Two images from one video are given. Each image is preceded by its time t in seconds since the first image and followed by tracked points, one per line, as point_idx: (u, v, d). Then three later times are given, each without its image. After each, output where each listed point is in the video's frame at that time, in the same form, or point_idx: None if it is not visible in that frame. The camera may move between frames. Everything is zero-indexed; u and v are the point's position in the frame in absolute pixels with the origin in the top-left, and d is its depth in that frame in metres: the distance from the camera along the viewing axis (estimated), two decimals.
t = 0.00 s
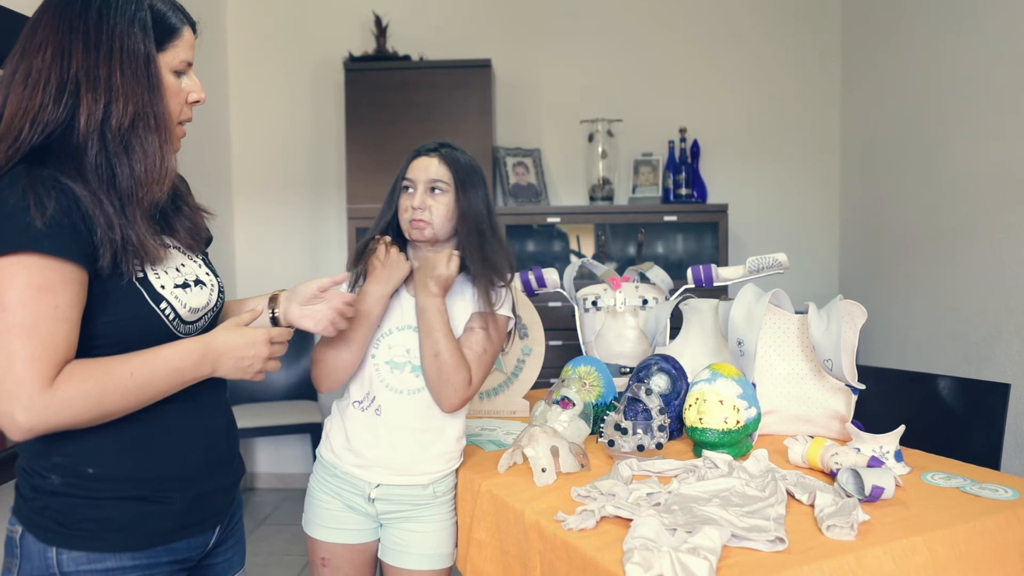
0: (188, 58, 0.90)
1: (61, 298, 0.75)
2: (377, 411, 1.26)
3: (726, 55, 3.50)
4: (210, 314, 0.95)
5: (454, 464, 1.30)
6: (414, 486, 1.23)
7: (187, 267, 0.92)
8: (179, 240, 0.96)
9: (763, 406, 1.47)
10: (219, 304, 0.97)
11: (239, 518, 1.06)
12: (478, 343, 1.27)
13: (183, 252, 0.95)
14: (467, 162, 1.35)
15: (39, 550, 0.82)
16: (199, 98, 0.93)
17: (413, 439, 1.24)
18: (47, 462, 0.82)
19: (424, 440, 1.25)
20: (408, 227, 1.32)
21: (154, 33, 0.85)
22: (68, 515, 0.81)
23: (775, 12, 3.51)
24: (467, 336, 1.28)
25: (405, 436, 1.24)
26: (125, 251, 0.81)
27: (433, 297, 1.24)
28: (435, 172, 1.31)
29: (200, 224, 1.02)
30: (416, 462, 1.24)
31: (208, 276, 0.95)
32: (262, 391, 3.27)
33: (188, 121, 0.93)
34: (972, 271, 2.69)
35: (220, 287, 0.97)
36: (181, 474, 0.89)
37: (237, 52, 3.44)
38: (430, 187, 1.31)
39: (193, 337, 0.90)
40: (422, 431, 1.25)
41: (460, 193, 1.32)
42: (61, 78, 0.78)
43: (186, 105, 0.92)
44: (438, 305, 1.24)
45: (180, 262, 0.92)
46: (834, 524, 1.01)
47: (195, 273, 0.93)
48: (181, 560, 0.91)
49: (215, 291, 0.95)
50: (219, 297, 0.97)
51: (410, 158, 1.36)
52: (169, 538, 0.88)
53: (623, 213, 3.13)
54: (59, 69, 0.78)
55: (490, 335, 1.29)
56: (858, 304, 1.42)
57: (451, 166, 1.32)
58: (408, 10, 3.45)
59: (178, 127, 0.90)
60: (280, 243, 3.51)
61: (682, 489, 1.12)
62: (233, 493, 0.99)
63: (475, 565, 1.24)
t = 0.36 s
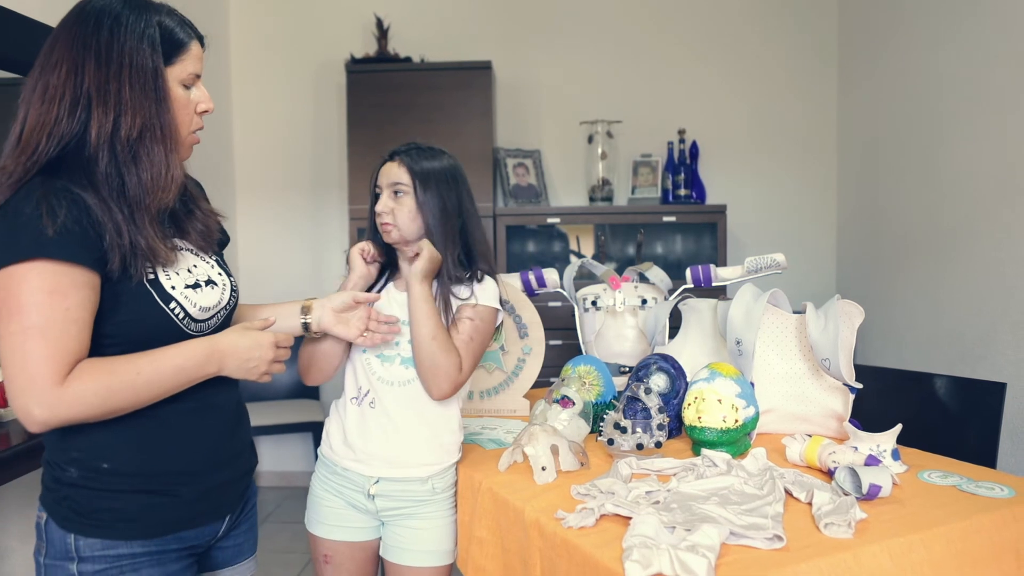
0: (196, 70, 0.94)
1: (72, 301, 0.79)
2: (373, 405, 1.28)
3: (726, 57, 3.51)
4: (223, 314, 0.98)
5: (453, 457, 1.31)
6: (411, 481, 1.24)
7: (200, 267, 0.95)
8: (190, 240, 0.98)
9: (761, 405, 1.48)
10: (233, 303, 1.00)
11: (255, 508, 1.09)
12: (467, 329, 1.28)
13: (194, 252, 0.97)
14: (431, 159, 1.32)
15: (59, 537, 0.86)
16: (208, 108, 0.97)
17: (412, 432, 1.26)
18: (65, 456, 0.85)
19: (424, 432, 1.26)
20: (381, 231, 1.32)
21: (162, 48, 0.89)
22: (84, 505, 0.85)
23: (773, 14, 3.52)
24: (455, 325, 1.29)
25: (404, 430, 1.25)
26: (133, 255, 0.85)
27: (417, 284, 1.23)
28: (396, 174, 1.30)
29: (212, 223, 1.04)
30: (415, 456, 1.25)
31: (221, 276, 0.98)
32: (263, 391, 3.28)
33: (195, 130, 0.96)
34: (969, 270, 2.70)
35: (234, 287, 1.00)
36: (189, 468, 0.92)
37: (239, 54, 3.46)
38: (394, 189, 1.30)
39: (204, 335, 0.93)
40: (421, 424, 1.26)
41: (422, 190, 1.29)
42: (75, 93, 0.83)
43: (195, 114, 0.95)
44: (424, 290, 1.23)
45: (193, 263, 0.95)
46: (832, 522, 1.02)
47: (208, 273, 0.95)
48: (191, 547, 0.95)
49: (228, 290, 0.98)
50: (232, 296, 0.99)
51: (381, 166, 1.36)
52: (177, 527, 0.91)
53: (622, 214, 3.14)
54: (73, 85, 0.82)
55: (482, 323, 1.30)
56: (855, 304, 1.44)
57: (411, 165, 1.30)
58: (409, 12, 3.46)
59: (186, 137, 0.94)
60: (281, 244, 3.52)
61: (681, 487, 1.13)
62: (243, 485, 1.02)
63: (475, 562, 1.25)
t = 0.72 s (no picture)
0: (209, 78, 0.95)
1: (81, 298, 0.80)
2: (365, 401, 1.30)
3: (725, 58, 3.52)
4: (232, 315, 0.99)
5: (448, 453, 1.32)
6: (403, 476, 1.25)
7: (210, 267, 0.96)
8: (201, 240, 0.99)
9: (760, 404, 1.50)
10: (243, 304, 1.01)
11: (259, 502, 1.10)
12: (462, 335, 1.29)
13: (205, 252, 0.98)
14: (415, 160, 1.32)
15: (63, 523, 0.89)
16: (221, 114, 0.98)
17: (404, 427, 1.27)
18: (72, 446, 0.88)
19: (415, 427, 1.27)
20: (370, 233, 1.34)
21: (176, 55, 0.90)
22: (87, 494, 0.87)
23: (772, 15, 3.53)
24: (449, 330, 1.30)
25: (396, 424, 1.27)
26: (143, 256, 0.86)
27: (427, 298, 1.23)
28: (379, 176, 1.31)
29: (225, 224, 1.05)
30: (405, 450, 1.26)
31: (231, 278, 0.99)
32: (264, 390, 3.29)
33: (208, 135, 0.97)
34: (967, 270, 2.71)
35: (243, 288, 1.01)
36: (189, 462, 0.93)
37: (240, 56, 3.46)
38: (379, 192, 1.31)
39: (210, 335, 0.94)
40: (413, 419, 1.27)
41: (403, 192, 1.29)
42: (92, 99, 0.85)
43: (208, 121, 0.97)
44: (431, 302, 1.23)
45: (203, 264, 0.96)
46: (830, 520, 1.03)
47: (217, 274, 0.97)
48: (190, 540, 0.96)
49: (236, 292, 0.99)
50: (241, 297, 1.00)
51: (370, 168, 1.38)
52: (176, 520, 0.93)
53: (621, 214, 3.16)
54: (91, 91, 0.85)
55: (476, 326, 1.31)
56: (852, 304, 1.45)
57: (393, 167, 1.30)
58: (409, 13, 3.47)
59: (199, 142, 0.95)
60: (282, 244, 3.53)
61: (680, 486, 1.14)
62: (245, 481, 1.03)
63: (475, 559, 1.26)
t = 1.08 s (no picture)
0: (210, 75, 0.94)
1: (80, 287, 0.81)
2: (360, 401, 1.31)
3: (724, 58, 3.53)
4: (231, 317, 0.99)
5: (447, 451, 1.32)
6: (400, 475, 1.26)
7: (211, 267, 0.97)
8: (205, 240, 0.99)
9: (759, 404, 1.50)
10: (244, 306, 1.02)
11: (255, 501, 1.10)
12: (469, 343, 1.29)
13: (206, 252, 0.98)
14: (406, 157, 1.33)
15: (56, 520, 0.90)
16: (224, 111, 0.98)
17: (400, 425, 1.27)
18: (67, 441, 0.89)
19: (411, 425, 1.27)
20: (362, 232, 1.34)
21: (172, 53, 0.90)
22: (80, 491, 0.88)
23: (771, 16, 3.54)
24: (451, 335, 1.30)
25: (394, 423, 1.27)
26: (140, 248, 0.87)
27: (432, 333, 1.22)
28: (371, 176, 1.31)
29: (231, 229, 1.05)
30: (403, 449, 1.26)
31: (232, 279, 1.00)
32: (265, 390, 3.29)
33: (211, 133, 0.97)
34: (966, 270, 2.72)
35: (245, 289, 1.01)
36: (182, 460, 0.94)
37: (241, 56, 3.47)
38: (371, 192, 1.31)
39: (207, 332, 0.94)
40: (410, 417, 1.28)
41: (395, 189, 1.30)
42: (92, 99, 0.87)
43: (210, 118, 0.96)
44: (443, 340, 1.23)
45: (204, 263, 0.96)
46: (829, 519, 1.04)
47: (218, 273, 0.97)
48: (184, 538, 0.97)
49: (237, 293, 0.99)
50: (242, 298, 1.01)
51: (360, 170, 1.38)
52: (169, 518, 0.93)
53: (622, 215, 3.16)
54: (90, 91, 0.87)
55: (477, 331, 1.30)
56: (852, 304, 1.46)
57: (384, 166, 1.31)
58: (410, 14, 3.48)
59: (200, 139, 0.95)
60: (282, 244, 3.54)
61: (680, 485, 1.14)
62: (240, 479, 1.03)
63: (477, 557, 1.27)
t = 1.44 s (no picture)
0: (217, 82, 0.93)
1: (90, 283, 0.82)
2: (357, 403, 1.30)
3: (724, 56, 3.53)
4: (229, 318, 1.00)
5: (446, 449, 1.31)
6: (400, 474, 1.25)
7: (209, 270, 0.98)
8: (206, 245, 1.00)
9: (759, 402, 1.50)
10: (241, 308, 1.02)
11: (250, 498, 1.11)
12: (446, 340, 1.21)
13: (203, 255, 0.99)
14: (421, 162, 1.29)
15: (46, 517, 0.90)
16: (230, 120, 0.96)
17: (398, 426, 1.27)
18: (58, 438, 0.90)
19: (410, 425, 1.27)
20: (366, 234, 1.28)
21: (175, 57, 0.90)
22: (68, 488, 0.89)
23: (771, 15, 3.54)
24: (435, 334, 1.22)
25: (391, 423, 1.27)
26: (138, 248, 0.87)
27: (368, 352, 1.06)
28: (387, 177, 1.26)
29: (233, 240, 1.05)
30: (401, 448, 1.26)
31: (230, 280, 1.01)
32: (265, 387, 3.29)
33: (214, 141, 0.96)
34: (966, 268, 2.72)
35: (243, 292, 1.03)
36: (173, 458, 0.94)
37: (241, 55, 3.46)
38: (383, 194, 1.26)
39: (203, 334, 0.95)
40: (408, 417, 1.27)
41: (414, 193, 1.26)
42: (94, 97, 0.87)
43: (214, 126, 0.95)
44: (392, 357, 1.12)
45: (202, 265, 0.97)
46: (829, 517, 1.04)
47: (216, 275, 0.98)
48: (174, 535, 0.97)
49: (235, 295, 1.00)
50: (240, 301, 1.02)
51: (362, 166, 1.31)
52: (159, 516, 0.94)
53: (622, 213, 3.15)
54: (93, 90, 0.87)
55: (464, 327, 1.23)
56: (852, 302, 1.46)
57: (403, 169, 1.26)
58: (410, 13, 3.48)
59: (201, 146, 0.95)
60: (282, 242, 3.54)
61: (680, 483, 1.14)
62: (232, 477, 1.04)
63: (477, 555, 1.27)
